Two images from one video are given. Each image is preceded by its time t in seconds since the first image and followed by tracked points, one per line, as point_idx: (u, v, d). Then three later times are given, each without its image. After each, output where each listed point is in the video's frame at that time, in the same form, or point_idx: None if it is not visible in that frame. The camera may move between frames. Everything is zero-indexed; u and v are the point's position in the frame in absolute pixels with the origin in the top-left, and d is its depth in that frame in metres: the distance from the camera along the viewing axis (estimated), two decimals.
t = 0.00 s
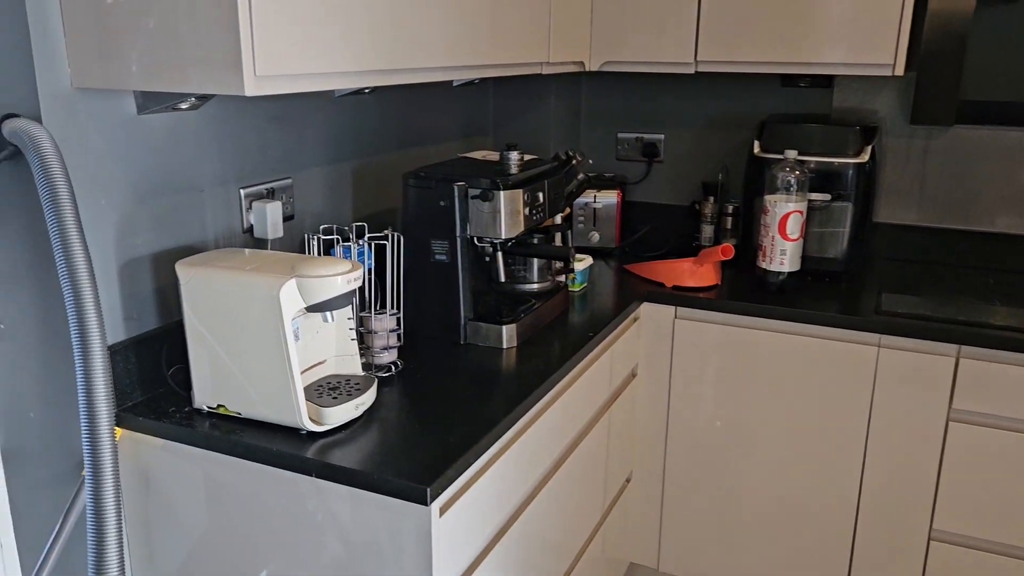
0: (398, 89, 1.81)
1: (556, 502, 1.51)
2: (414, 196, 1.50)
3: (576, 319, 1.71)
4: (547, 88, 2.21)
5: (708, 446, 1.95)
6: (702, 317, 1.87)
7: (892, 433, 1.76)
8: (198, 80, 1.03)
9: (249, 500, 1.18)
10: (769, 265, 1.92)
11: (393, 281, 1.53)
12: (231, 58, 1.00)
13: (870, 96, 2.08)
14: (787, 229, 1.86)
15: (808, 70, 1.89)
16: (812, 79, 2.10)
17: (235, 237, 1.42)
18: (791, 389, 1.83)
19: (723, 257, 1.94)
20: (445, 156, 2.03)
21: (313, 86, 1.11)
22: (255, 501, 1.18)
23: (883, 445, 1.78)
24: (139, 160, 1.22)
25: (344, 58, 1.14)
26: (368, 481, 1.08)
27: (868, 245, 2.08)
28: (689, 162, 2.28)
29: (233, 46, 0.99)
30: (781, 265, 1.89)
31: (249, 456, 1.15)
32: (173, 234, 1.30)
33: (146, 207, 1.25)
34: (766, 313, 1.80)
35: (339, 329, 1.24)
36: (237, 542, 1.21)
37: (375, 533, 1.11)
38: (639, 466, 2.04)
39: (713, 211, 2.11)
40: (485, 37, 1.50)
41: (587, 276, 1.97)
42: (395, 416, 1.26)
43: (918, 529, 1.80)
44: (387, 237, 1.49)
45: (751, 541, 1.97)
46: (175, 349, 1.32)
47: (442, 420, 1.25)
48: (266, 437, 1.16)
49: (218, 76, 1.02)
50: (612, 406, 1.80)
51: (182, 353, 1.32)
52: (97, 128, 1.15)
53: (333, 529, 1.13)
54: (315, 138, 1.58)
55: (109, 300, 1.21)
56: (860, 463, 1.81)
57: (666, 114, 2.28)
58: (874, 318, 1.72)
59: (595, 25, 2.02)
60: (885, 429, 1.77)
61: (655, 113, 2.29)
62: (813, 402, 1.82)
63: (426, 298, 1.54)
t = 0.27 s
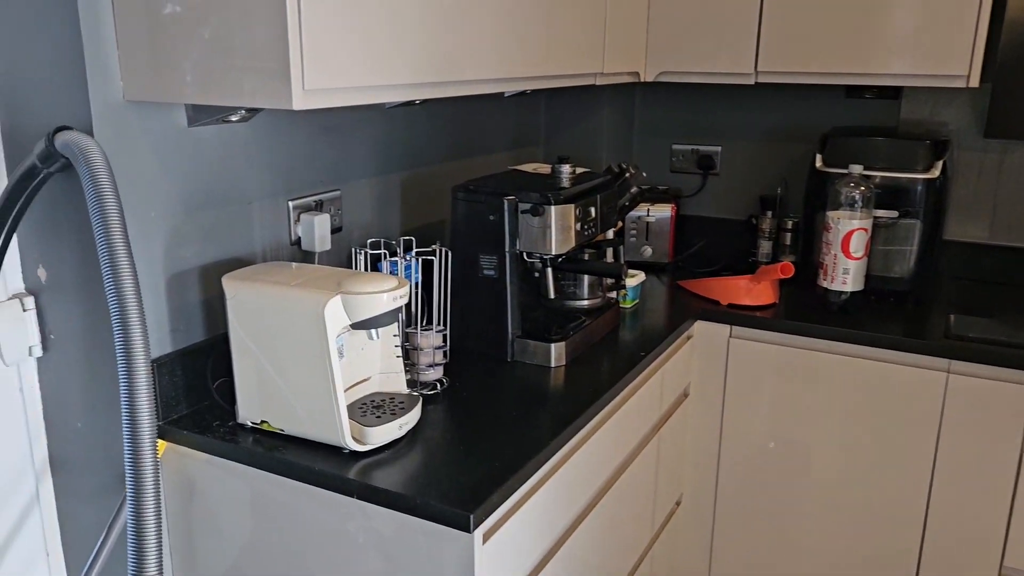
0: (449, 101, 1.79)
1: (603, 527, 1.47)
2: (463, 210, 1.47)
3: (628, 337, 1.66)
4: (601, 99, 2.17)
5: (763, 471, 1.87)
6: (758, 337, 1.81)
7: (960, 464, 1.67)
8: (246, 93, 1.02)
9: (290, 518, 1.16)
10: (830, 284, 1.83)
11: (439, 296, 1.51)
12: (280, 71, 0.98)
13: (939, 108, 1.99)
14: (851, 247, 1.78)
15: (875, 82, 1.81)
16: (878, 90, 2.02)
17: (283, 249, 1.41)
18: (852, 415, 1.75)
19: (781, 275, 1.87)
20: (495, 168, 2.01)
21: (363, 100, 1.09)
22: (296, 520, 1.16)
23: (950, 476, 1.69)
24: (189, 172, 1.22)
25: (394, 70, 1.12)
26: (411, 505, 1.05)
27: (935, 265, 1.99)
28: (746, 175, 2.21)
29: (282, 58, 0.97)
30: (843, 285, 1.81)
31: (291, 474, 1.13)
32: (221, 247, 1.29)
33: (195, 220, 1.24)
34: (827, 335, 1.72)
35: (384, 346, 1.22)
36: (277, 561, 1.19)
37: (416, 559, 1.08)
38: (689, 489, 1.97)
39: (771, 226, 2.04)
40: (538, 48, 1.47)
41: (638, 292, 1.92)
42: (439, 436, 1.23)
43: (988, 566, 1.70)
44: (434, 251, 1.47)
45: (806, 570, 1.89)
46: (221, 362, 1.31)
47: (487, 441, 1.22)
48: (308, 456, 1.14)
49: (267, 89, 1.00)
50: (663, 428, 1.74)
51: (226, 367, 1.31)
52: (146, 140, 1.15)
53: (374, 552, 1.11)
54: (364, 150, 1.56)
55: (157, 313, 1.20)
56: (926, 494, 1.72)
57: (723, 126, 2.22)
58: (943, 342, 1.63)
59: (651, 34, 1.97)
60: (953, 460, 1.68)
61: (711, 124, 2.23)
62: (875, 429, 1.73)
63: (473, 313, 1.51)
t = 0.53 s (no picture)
0: (486, 107, 1.75)
1: (636, 550, 1.41)
2: (497, 219, 1.44)
3: (666, 352, 1.61)
4: (643, 106, 2.11)
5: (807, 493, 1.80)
6: (804, 354, 1.73)
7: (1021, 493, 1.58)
8: (269, 100, 0.99)
9: (312, 534, 1.14)
10: (882, 300, 1.76)
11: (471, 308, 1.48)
12: (304, 77, 0.95)
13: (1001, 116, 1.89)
14: (904, 261, 1.70)
15: (932, 89, 1.73)
16: (936, 97, 1.93)
17: (313, 258, 1.39)
18: (903, 438, 1.66)
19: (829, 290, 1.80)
20: (533, 176, 1.97)
21: (390, 108, 1.06)
22: (317, 536, 1.13)
23: (1010, 506, 1.60)
24: (218, 179, 1.20)
25: (424, 76, 1.08)
26: (433, 527, 1.02)
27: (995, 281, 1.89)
28: (794, 185, 2.14)
29: (307, 64, 0.95)
30: (897, 301, 1.74)
31: (313, 489, 1.11)
32: (250, 255, 1.28)
33: (223, 228, 1.23)
34: (877, 354, 1.64)
35: (410, 360, 1.18)
36: None
37: None
38: (729, 510, 1.90)
39: (820, 238, 1.96)
40: (576, 54, 1.43)
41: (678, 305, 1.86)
42: (465, 453, 1.19)
43: None
44: (464, 262, 1.44)
45: None
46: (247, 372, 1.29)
47: (515, 459, 1.17)
48: (330, 472, 1.11)
49: (291, 95, 0.98)
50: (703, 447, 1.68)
51: (252, 376, 1.29)
52: (176, 146, 1.14)
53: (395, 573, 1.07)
54: (397, 157, 1.54)
55: (183, 322, 1.19)
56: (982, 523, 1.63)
57: (770, 134, 2.15)
58: (1004, 365, 1.54)
59: (696, 39, 1.91)
60: (1012, 488, 1.58)
61: (759, 132, 2.16)
62: (928, 454, 1.65)
63: (505, 326, 1.47)
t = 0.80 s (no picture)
0: (514, 109, 1.72)
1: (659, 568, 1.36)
2: (520, 224, 1.40)
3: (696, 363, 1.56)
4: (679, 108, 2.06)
5: (844, 513, 1.73)
6: (842, 368, 1.66)
7: None
8: (281, 102, 0.97)
9: (321, 545, 1.11)
10: (926, 313, 1.69)
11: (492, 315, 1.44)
12: (314, 79, 0.93)
13: None
14: (949, 273, 1.63)
15: (982, 91, 1.65)
16: (988, 101, 1.83)
17: (333, 262, 1.37)
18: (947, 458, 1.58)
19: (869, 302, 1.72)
20: (563, 180, 1.93)
21: (405, 110, 1.04)
22: (326, 548, 1.11)
23: None
24: (234, 182, 1.19)
25: (440, 78, 1.06)
26: (440, 543, 0.98)
27: None
28: (836, 191, 2.06)
29: (317, 65, 0.92)
30: (941, 314, 1.67)
31: (322, 499, 1.09)
32: (266, 259, 1.26)
33: (239, 231, 1.21)
34: (919, 369, 1.57)
35: (425, 369, 1.16)
36: None
37: None
38: (761, 527, 1.84)
39: (862, 247, 1.89)
40: (603, 55, 1.39)
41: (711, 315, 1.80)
42: (479, 465, 1.16)
43: None
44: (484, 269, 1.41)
45: None
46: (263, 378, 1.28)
47: (530, 473, 1.14)
48: (339, 482, 1.09)
49: (302, 97, 0.96)
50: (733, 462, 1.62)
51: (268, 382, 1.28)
52: (191, 147, 1.12)
53: None
54: (421, 160, 1.51)
55: (197, 326, 1.18)
56: None
57: (811, 138, 2.07)
58: None
59: (734, 40, 1.85)
60: None
61: (799, 136, 2.09)
62: (973, 475, 1.57)
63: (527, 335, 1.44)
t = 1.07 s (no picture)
0: (537, 109, 1.69)
1: None
2: (537, 226, 1.37)
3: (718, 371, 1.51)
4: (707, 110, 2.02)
5: (873, 528, 1.66)
6: (872, 379, 1.61)
7: None
8: (285, 100, 0.96)
9: (325, 551, 1.09)
10: (960, 322, 1.63)
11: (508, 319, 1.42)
12: (318, 77, 0.91)
13: None
14: (986, 281, 1.57)
15: None
16: None
17: (347, 263, 1.36)
18: (982, 475, 1.52)
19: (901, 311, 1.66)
20: (588, 182, 1.90)
21: (414, 109, 1.01)
22: (330, 553, 1.09)
23: None
24: (245, 180, 1.18)
25: (451, 76, 1.03)
26: (443, 553, 0.96)
27: None
28: (870, 195, 2.00)
29: (321, 62, 0.90)
30: (976, 324, 1.60)
31: (327, 504, 1.07)
32: (278, 259, 1.25)
33: (251, 231, 1.20)
34: (954, 381, 1.51)
35: (434, 372, 1.14)
36: None
37: None
38: (787, 541, 1.78)
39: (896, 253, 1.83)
40: (624, 53, 1.35)
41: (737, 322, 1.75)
42: (489, 472, 1.13)
43: None
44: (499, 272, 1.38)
45: None
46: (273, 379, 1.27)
47: (540, 481, 1.11)
48: (344, 488, 1.07)
49: (307, 95, 0.94)
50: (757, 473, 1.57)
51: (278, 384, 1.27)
52: (201, 146, 1.12)
53: None
54: (440, 161, 1.49)
55: (207, 326, 1.17)
56: None
57: (844, 141, 2.01)
58: None
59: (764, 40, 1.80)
60: None
61: (832, 139, 2.03)
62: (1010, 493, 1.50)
63: (544, 340, 1.41)
